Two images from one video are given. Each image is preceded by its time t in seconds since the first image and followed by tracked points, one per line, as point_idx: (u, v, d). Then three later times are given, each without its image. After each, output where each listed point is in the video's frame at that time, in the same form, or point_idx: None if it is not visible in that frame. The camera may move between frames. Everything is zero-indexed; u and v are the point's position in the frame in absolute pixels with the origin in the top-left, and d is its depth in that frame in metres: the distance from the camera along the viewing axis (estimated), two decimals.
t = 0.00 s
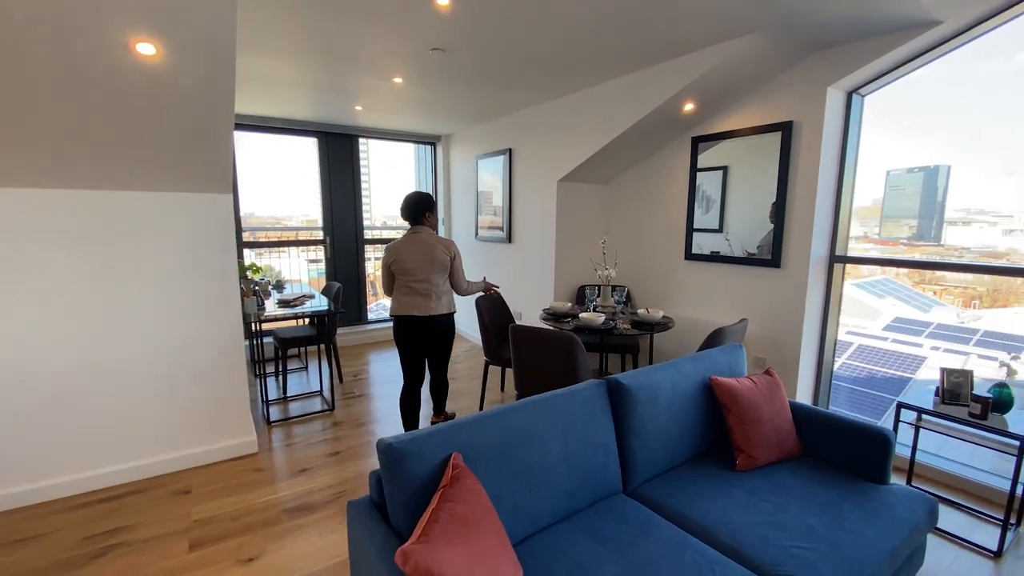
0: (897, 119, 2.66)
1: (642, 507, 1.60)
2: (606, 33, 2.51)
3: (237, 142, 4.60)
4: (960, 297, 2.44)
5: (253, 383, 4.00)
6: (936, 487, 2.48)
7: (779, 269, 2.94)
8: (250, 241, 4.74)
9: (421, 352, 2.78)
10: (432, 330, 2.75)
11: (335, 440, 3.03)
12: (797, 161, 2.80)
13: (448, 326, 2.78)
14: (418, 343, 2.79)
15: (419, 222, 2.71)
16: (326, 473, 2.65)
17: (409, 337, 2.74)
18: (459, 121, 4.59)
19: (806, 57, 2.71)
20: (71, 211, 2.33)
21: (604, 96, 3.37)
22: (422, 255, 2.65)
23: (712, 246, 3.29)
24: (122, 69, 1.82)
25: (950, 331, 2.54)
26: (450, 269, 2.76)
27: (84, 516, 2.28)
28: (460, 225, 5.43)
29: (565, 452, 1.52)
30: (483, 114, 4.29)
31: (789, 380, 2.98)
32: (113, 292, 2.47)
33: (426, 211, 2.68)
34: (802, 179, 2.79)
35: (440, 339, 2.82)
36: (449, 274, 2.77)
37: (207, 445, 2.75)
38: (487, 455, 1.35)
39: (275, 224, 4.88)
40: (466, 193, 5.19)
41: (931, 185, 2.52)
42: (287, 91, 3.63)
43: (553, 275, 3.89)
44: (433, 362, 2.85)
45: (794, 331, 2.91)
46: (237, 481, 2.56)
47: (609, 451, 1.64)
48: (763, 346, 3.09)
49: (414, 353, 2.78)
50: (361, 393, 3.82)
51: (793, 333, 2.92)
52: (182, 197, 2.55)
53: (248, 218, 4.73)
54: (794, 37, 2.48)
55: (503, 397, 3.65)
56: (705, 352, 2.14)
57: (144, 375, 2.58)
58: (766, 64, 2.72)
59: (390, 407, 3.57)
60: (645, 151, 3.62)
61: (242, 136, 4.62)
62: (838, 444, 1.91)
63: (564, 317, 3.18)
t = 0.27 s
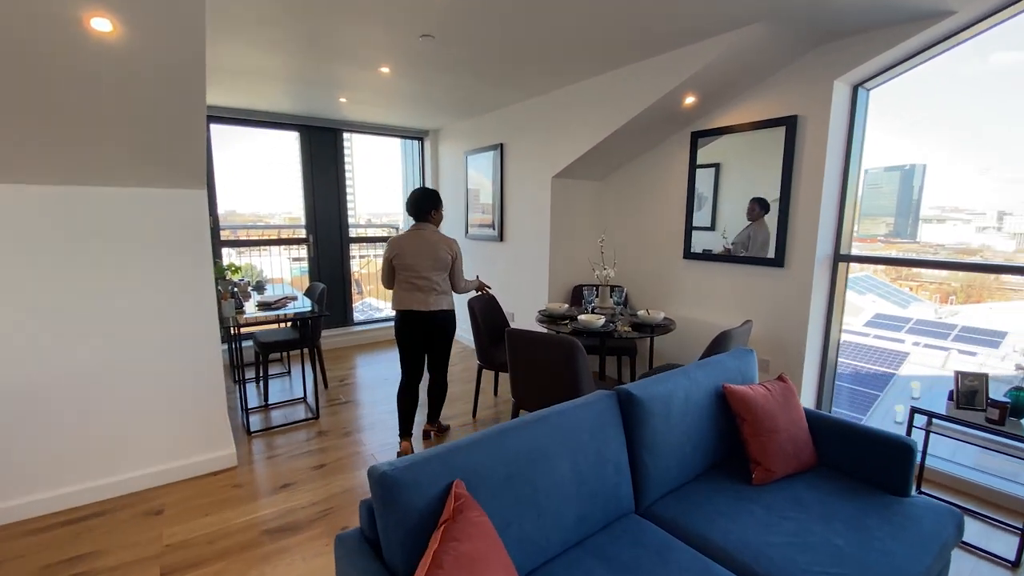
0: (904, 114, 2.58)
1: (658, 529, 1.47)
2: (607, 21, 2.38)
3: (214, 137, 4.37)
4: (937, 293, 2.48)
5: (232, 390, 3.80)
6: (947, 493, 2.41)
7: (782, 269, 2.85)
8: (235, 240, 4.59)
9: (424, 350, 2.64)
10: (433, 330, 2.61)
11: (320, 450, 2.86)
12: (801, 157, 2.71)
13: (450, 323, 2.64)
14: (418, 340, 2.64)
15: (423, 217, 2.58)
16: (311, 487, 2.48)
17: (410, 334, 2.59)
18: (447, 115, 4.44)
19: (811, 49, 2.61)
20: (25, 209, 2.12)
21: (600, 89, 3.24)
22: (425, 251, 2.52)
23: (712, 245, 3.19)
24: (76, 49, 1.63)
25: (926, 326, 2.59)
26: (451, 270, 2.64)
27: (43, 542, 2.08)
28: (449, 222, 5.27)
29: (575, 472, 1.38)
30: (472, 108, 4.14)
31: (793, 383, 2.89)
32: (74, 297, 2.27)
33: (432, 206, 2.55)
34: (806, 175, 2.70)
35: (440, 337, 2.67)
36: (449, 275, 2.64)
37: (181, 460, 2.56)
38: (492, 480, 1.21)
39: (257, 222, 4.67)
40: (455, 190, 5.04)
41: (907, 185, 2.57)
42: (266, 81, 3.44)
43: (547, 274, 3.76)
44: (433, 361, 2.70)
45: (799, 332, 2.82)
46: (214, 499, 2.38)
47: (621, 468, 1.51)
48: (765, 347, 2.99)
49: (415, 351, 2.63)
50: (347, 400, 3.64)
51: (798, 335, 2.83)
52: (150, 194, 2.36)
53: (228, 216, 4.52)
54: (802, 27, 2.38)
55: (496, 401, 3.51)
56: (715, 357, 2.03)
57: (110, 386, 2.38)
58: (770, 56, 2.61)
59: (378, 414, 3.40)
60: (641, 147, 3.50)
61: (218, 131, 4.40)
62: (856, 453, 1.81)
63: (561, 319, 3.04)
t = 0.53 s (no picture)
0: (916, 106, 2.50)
1: (688, 549, 1.36)
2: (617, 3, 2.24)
3: (191, 128, 4.13)
4: (912, 288, 2.53)
5: (214, 396, 3.59)
6: (963, 496, 2.35)
7: (791, 266, 2.76)
8: (214, 238, 4.33)
9: (427, 348, 2.58)
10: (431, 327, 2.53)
11: (310, 460, 2.69)
12: (812, 150, 2.62)
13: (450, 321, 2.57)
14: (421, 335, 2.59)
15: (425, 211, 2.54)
16: (302, 502, 2.32)
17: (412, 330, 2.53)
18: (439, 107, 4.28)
19: (824, 37, 2.51)
20: None
21: (603, 79, 3.11)
22: (423, 245, 2.46)
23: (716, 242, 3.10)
24: (30, 18, 1.43)
25: (906, 321, 2.62)
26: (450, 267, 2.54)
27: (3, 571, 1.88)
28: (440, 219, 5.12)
29: (602, 490, 1.26)
30: (466, 99, 3.99)
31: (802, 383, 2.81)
32: (36, 299, 2.05)
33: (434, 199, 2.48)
34: (817, 169, 2.61)
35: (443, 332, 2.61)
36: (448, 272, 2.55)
37: (159, 474, 2.37)
38: (515, 505, 1.08)
39: (238, 218, 4.45)
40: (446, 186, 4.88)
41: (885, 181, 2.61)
42: (248, 68, 3.24)
43: (545, 272, 3.63)
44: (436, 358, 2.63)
45: (809, 331, 2.74)
46: (197, 517, 2.21)
47: (648, 483, 1.39)
48: (773, 347, 2.91)
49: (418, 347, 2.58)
50: (336, 405, 3.46)
51: (807, 334, 2.75)
52: (120, 185, 2.15)
53: (207, 213, 4.29)
54: (819, 12, 2.27)
55: (494, 405, 3.38)
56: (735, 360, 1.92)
57: (79, 396, 2.18)
58: (783, 44, 2.51)
59: (370, 419, 3.24)
60: (643, 140, 3.39)
61: (196, 123, 4.16)
62: (886, 460, 1.72)
63: (563, 320, 2.91)
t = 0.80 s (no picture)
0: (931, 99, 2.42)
1: None
2: None
3: (167, 120, 3.89)
4: (886, 284, 2.59)
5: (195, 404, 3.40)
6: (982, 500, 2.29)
7: (802, 265, 2.68)
8: (193, 236, 4.10)
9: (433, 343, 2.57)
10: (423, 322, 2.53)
11: (300, 473, 2.53)
12: (824, 145, 2.53)
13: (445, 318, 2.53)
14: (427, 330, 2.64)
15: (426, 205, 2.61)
16: (293, 520, 2.15)
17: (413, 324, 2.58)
18: (431, 99, 4.12)
19: (839, 27, 2.42)
20: None
21: (606, 69, 2.99)
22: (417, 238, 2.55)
23: (722, 240, 3.01)
24: None
25: (884, 317, 2.65)
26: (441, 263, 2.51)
27: None
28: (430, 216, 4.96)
29: (638, 517, 1.13)
30: (461, 91, 3.83)
31: (814, 385, 2.73)
32: None
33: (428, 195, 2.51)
34: (830, 165, 2.53)
35: (446, 325, 2.66)
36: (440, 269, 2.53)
37: (135, 494, 2.18)
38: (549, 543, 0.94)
39: (216, 216, 4.22)
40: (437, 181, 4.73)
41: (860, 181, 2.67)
42: (230, 55, 3.04)
43: (544, 272, 3.51)
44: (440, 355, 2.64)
45: (820, 332, 2.66)
46: (178, 540, 2.03)
47: (682, 505, 1.27)
48: (782, 348, 2.83)
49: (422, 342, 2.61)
50: (325, 413, 3.29)
51: (819, 334, 2.67)
52: (88, 179, 1.95)
53: (184, 210, 4.04)
54: None
55: (492, 410, 3.24)
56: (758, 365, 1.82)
57: (43, 412, 1.97)
58: (797, 34, 2.41)
59: (363, 427, 3.08)
60: (646, 135, 3.28)
61: (172, 114, 3.92)
62: (920, 470, 1.63)
63: (566, 321, 2.78)
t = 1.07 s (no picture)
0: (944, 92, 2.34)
1: None
2: None
3: (138, 111, 3.65)
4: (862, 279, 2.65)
5: (172, 413, 3.20)
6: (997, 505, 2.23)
7: (809, 263, 2.59)
8: (171, 234, 3.89)
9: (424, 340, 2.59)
10: (411, 314, 2.56)
11: (286, 489, 2.36)
12: (833, 139, 2.45)
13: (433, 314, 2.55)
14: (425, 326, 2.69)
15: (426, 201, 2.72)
16: (279, 541, 2.00)
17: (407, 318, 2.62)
18: (420, 90, 3.95)
19: (850, 16, 2.33)
20: None
21: (606, 60, 2.86)
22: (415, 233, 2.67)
23: (725, 238, 2.92)
24: None
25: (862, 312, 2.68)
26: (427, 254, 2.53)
27: None
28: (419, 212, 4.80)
29: (673, 549, 1.01)
30: (452, 82, 3.68)
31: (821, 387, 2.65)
32: None
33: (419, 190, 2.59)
34: (840, 160, 2.44)
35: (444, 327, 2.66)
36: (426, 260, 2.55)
37: (102, 518, 1.99)
38: None
39: (195, 213, 4.01)
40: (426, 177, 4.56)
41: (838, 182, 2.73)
42: (207, 40, 2.84)
43: (541, 271, 3.38)
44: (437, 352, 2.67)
45: (829, 332, 2.58)
46: (151, 568, 1.85)
47: (715, 531, 1.16)
48: (788, 349, 2.75)
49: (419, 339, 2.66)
50: (312, 421, 3.12)
51: (827, 334, 2.59)
52: (43, 172, 1.74)
53: (159, 207, 3.82)
54: None
55: (487, 415, 3.11)
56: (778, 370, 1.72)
57: None
58: (808, 23, 2.31)
59: (352, 436, 2.92)
60: (646, 128, 3.17)
61: (144, 105, 3.68)
62: (953, 481, 1.54)
63: (566, 322, 2.66)
